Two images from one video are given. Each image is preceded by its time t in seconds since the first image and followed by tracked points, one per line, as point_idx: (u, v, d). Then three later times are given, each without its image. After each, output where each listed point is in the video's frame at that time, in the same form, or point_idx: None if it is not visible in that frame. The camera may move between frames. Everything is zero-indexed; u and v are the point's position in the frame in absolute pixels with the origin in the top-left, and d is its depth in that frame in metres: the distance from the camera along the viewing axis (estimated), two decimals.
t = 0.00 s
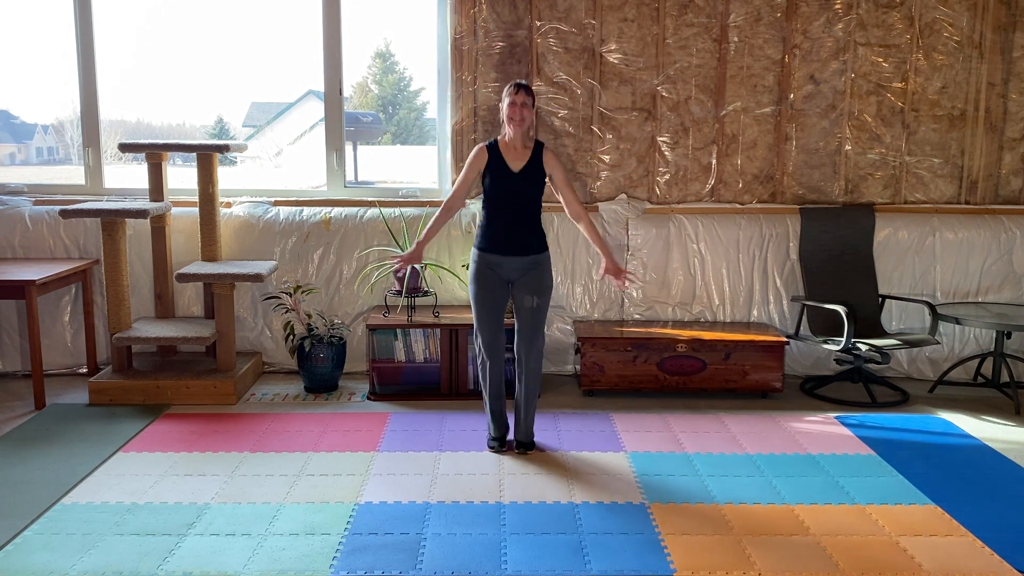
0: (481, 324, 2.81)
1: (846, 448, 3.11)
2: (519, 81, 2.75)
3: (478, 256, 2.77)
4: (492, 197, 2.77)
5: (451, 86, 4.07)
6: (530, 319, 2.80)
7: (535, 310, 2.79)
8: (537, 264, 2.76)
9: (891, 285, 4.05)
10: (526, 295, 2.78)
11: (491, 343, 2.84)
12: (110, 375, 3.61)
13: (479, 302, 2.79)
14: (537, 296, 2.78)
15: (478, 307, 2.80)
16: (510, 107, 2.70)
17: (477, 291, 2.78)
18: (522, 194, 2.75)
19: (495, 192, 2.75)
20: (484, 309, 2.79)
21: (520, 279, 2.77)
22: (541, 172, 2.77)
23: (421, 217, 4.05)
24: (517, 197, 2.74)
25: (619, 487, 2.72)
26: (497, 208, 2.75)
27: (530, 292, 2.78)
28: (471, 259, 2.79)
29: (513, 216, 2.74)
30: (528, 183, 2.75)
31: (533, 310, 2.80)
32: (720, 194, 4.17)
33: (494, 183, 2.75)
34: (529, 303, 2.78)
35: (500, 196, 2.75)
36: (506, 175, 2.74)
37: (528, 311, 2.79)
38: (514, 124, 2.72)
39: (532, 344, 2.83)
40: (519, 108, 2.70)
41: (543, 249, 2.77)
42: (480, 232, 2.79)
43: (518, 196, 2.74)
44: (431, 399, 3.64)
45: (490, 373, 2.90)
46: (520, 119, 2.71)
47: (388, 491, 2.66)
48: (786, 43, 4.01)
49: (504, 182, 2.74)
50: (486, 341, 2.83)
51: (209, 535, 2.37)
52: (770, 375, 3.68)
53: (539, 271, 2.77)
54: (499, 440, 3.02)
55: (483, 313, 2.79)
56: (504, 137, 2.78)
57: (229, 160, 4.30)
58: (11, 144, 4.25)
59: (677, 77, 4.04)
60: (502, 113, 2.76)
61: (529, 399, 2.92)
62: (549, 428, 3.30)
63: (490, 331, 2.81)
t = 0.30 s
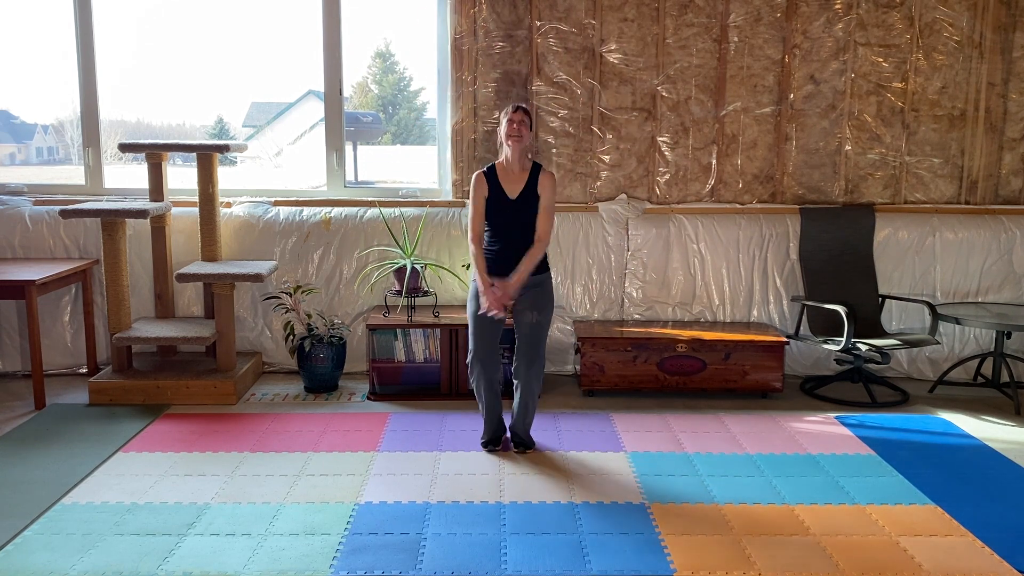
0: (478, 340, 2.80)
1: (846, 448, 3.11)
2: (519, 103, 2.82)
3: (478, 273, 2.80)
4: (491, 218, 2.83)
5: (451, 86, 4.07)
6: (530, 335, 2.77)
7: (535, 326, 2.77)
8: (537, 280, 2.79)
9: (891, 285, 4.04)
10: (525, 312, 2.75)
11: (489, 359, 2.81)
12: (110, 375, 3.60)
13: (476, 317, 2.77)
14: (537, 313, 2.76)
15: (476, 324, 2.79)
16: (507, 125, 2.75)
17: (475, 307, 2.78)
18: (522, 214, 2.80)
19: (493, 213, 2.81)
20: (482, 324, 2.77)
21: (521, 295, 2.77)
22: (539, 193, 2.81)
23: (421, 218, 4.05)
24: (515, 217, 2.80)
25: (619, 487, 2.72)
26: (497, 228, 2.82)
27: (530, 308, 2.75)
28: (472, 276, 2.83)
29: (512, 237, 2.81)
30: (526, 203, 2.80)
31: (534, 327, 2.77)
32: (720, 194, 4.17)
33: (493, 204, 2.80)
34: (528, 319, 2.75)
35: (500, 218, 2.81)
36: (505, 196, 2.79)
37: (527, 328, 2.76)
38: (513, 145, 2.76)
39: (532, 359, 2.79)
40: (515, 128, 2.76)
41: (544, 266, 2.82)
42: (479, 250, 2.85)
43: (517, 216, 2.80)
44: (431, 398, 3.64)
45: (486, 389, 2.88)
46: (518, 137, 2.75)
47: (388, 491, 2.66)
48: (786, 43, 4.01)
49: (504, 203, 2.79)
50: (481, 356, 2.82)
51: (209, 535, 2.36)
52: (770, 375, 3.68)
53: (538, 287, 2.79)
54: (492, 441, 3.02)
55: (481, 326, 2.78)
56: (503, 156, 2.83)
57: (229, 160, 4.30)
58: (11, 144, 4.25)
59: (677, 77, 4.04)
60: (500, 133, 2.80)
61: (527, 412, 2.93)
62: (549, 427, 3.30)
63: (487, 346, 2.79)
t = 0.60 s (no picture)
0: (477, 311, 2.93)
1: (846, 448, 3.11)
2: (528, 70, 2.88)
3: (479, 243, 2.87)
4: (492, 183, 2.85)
5: (451, 86, 4.07)
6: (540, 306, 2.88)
7: (543, 297, 2.88)
8: (538, 251, 2.84)
9: (891, 285, 4.04)
10: (531, 284, 2.87)
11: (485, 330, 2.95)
12: (110, 375, 3.61)
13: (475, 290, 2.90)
14: (542, 284, 2.87)
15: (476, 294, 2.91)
16: (509, 96, 2.76)
17: (476, 278, 2.89)
18: (524, 180, 2.82)
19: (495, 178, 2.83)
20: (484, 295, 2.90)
21: (522, 266, 2.86)
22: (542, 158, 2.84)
23: (421, 217, 4.05)
24: (516, 182, 2.82)
25: (619, 487, 2.72)
26: (499, 192, 2.83)
27: (535, 280, 2.86)
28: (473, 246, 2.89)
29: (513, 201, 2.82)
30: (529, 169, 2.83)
31: (542, 298, 2.88)
32: (720, 194, 4.17)
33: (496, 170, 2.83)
34: (535, 290, 2.87)
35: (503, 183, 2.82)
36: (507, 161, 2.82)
37: (535, 300, 2.88)
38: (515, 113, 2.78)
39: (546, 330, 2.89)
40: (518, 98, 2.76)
41: (544, 235, 2.86)
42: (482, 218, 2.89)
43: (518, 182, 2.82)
44: (431, 399, 3.64)
45: (485, 359, 2.99)
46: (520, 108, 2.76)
47: (389, 491, 2.66)
48: (786, 43, 4.01)
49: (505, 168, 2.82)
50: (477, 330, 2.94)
51: (209, 535, 2.36)
52: (770, 375, 3.68)
53: (539, 258, 2.86)
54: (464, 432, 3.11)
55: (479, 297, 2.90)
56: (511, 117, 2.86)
57: (229, 160, 4.30)
58: (11, 144, 4.25)
59: (677, 77, 4.04)
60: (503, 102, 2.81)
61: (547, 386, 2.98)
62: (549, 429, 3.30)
63: (484, 316, 2.93)
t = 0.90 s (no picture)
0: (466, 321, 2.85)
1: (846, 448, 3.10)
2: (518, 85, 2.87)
3: (478, 257, 2.81)
4: (491, 195, 2.81)
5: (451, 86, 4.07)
6: (546, 321, 2.82)
7: (548, 311, 2.82)
8: (538, 265, 2.78)
9: (891, 285, 4.04)
10: (536, 299, 2.80)
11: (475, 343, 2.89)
12: (110, 375, 3.60)
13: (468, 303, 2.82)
14: (548, 298, 2.81)
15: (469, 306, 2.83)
16: (505, 104, 2.80)
17: (471, 291, 2.82)
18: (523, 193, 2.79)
19: (495, 189, 2.79)
20: (479, 310, 2.83)
21: (525, 282, 2.79)
22: (542, 170, 2.81)
23: (421, 217, 4.05)
24: (515, 195, 2.78)
25: (619, 487, 2.72)
26: (499, 205, 2.78)
27: (540, 295, 2.80)
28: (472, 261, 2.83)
29: (513, 213, 2.78)
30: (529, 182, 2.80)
31: (547, 311, 2.82)
32: (720, 194, 4.17)
33: (497, 183, 2.79)
34: (540, 305, 2.81)
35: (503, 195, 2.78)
36: (507, 173, 2.78)
37: (540, 314, 2.82)
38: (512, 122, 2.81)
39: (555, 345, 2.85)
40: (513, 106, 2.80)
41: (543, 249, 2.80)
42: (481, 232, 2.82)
43: (518, 195, 2.78)
44: (431, 399, 3.64)
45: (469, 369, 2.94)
46: (517, 116, 2.80)
47: (388, 491, 2.66)
48: (786, 43, 4.01)
49: (505, 180, 2.78)
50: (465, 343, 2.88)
51: (209, 535, 2.36)
52: (770, 375, 3.68)
53: (542, 272, 2.80)
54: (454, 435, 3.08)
55: (474, 312, 2.83)
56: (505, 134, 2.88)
57: (229, 160, 4.30)
58: (11, 144, 4.25)
59: (677, 77, 4.04)
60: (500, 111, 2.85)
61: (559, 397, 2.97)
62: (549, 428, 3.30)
63: (474, 329, 2.85)
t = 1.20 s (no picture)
0: (448, 340, 2.82)
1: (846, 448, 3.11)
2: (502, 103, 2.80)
3: (467, 280, 2.82)
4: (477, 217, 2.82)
5: (451, 86, 4.08)
6: (543, 333, 2.80)
7: (544, 324, 2.80)
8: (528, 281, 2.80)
9: (891, 285, 4.04)
10: (530, 312, 2.80)
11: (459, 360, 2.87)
12: (110, 375, 3.61)
13: (455, 322, 2.81)
14: (542, 311, 2.80)
15: (454, 323, 2.81)
16: (488, 128, 2.74)
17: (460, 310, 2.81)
18: (510, 218, 2.79)
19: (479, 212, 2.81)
20: (469, 328, 2.82)
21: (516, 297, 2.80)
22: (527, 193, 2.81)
23: (421, 217, 4.05)
24: (501, 218, 2.79)
25: (619, 487, 2.72)
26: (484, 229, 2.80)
27: (534, 308, 2.79)
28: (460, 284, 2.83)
29: (500, 235, 2.79)
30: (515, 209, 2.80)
31: (543, 324, 2.80)
32: (720, 194, 4.18)
33: (482, 208, 2.80)
34: (534, 318, 2.80)
35: (490, 220, 2.79)
36: (491, 197, 2.79)
37: (535, 327, 2.80)
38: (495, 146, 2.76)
39: (555, 355, 2.82)
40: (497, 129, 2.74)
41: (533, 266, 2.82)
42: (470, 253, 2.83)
43: (505, 219, 2.79)
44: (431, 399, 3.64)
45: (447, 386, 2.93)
46: (501, 139, 2.74)
47: (389, 491, 2.66)
48: (786, 43, 4.01)
49: (488, 203, 2.79)
50: (446, 359, 2.84)
51: (209, 535, 2.37)
52: (770, 375, 3.68)
53: (533, 287, 2.80)
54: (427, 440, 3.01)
55: (459, 330, 2.81)
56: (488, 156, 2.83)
57: (229, 160, 4.30)
58: (11, 144, 4.25)
59: (677, 77, 4.04)
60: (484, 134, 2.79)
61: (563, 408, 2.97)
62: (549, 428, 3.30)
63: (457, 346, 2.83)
